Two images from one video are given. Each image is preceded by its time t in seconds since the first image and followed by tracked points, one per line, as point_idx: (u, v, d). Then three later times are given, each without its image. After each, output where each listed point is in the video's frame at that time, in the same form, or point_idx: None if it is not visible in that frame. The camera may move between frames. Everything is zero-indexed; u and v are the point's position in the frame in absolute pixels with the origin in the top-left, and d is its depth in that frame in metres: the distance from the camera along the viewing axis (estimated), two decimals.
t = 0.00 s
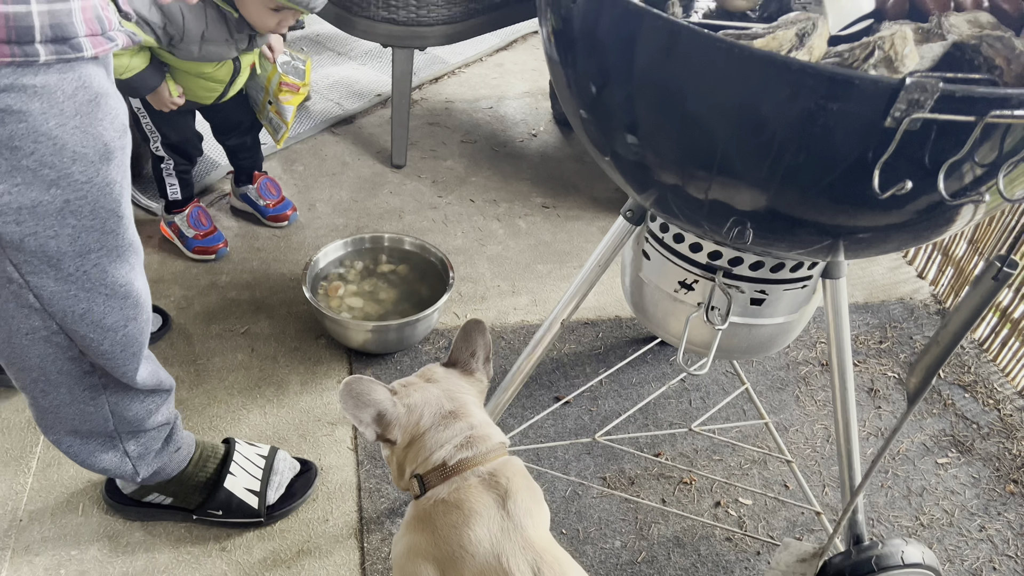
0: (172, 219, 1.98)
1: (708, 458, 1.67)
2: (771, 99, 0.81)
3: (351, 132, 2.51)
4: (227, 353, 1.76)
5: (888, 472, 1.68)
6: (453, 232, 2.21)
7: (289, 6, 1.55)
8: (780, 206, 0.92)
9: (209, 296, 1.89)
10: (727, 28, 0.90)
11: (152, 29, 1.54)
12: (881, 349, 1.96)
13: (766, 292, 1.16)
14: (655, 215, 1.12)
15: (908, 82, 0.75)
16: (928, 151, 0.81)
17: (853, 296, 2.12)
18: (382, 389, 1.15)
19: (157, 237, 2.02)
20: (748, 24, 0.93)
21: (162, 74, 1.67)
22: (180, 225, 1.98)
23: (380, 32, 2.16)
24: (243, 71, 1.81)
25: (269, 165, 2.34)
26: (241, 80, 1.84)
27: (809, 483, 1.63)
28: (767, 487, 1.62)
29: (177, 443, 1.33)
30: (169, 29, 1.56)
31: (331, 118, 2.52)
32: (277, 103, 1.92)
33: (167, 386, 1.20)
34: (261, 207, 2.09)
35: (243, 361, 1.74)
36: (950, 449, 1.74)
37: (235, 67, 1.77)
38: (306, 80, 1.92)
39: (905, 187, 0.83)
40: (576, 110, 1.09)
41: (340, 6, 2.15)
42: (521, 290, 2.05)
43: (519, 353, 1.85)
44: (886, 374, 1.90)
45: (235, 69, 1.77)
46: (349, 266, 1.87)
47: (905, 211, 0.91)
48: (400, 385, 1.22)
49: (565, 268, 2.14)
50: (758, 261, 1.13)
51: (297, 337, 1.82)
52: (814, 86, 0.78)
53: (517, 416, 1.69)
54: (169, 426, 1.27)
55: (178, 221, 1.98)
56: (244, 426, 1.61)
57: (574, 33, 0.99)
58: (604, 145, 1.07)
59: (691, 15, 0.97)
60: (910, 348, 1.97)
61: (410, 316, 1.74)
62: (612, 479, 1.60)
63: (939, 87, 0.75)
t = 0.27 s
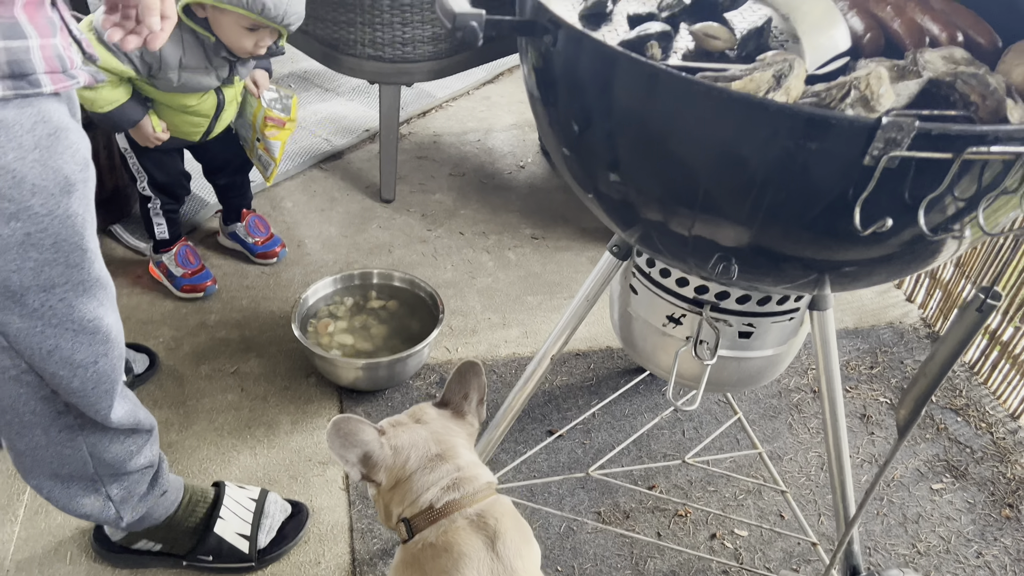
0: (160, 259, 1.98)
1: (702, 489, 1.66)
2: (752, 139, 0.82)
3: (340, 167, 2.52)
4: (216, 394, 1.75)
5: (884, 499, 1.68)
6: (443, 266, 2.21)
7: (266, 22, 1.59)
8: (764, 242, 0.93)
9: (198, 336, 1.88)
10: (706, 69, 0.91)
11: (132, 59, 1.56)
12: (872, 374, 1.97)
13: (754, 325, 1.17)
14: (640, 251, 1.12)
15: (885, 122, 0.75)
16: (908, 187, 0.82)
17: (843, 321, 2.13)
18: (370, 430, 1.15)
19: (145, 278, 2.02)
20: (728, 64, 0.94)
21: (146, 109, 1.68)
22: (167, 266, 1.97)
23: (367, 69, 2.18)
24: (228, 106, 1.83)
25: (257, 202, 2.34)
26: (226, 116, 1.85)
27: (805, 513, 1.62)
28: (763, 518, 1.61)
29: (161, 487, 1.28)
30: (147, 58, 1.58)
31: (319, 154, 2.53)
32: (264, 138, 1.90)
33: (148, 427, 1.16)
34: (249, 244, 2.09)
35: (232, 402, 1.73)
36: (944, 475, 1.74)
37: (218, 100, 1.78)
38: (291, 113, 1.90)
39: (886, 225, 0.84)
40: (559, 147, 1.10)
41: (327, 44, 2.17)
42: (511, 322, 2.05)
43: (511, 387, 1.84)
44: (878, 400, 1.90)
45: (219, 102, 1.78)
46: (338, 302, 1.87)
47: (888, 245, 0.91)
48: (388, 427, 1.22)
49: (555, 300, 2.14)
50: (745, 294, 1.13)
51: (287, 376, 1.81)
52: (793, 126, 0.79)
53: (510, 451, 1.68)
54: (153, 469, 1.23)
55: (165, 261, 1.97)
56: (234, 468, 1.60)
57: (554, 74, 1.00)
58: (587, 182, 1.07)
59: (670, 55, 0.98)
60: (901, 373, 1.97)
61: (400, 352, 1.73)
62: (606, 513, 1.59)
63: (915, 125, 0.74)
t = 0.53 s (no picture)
0: (137, 323, 1.96)
1: (691, 542, 1.64)
2: (719, 208, 0.83)
3: (320, 222, 2.52)
4: (195, 459, 1.72)
5: (874, 545, 1.66)
6: (424, 318, 2.20)
7: (233, 76, 1.59)
8: (738, 304, 0.93)
9: (177, 399, 1.86)
10: (672, 137, 0.92)
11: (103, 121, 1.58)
12: (856, 417, 1.96)
13: (733, 381, 1.17)
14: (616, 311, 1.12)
15: (848, 190, 0.75)
16: (876, 250, 0.83)
17: (826, 362, 2.13)
18: (350, 498, 1.13)
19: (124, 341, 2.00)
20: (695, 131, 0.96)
21: (121, 170, 1.69)
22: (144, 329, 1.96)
23: (345, 125, 2.19)
24: (205, 163, 1.83)
25: (237, 260, 2.33)
26: (204, 173, 1.86)
27: (795, 563, 1.60)
28: (752, 569, 1.59)
29: (120, 557, 1.19)
30: (118, 117, 1.59)
31: (299, 209, 2.53)
32: (243, 196, 1.88)
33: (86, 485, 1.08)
34: (229, 302, 2.08)
35: (212, 466, 1.71)
36: (933, 518, 1.73)
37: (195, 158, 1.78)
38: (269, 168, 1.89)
39: (856, 290, 0.84)
40: (530, 208, 1.10)
41: (304, 101, 2.18)
42: (494, 374, 2.03)
43: (495, 441, 1.83)
44: (864, 442, 1.90)
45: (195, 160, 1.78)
46: (319, 361, 1.85)
47: (860, 305, 0.91)
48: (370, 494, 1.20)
49: (538, 350, 2.13)
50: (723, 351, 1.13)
51: (268, 437, 1.79)
52: (759, 196, 0.80)
53: (496, 509, 1.66)
54: (103, 535, 1.14)
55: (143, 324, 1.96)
56: (214, 536, 1.57)
57: (523, 140, 1.00)
58: (559, 243, 1.08)
59: (637, 123, 0.99)
60: (885, 414, 1.97)
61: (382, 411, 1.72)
62: (595, 570, 1.57)
63: (879, 193, 0.75)
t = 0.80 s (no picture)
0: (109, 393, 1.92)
1: None
2: (687, 279, 0.83)
3: (296, 280, 2.51)
4: (171, 533, 1.67)
5: None
6: (404, 375, 2.18)
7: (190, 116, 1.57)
8: (713, 371, 0.93)
9: (152, 470, 1.82)
10: (638, 208, 0.93)
11: (65, 178, 1.54)
12: (841, 461, 1.96)
13: (713, 442, 1.16)
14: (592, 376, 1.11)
15: (815, 260, 0.76)
16: (846, 316, 0.83)
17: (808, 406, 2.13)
18: None
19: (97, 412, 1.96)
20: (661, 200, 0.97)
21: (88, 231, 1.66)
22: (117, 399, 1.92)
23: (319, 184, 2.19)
24: (177, 222, 1.82)
25: (213, 322, 2.31)
26: (177, 233, 1.85)
27: None
28: None
29: None
30: (80, 174, 1.55)
31: (275, 268, 2.52)
32: (219, 254, 1.85)
33: None
34: (203, 367, 2.05)
35: (189, 540, 1.66)
36: (922, 563, 1.71)
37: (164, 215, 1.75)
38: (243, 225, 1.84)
39: (829, 358, 0.84)
40: (500, 272, 1.10)
41: (278, 162, 2.18)
42: (476, 431, 2.01)
43: (479, 501, 1.80)
44: (849, 488, 1.89)
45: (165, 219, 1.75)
46: (296, 426, 1.83)
47: (834, 368, 0.91)
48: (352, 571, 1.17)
49: (519, 404, 2.11)
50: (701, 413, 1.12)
51: (247, 507, 1.75)
52: (726, 267, 0.80)
53: (481, 573, 1.62)
54: None
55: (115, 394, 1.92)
56: None
57: (492, 212, 1.01)
58: (529, 308, 1.07)
59: (605, 193, 0.99)
60: (869, 458, 1.97)
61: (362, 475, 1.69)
62: None
63: (845, 262, 0.75)
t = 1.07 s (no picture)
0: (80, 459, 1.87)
1: None
2: (662, 353, 0.82)
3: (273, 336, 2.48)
4: None
5: None
6: (383, 433, 2.14)
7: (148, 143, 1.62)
8: (692, 442, 0.91)
9: (123, 540, 1.77)
10: (611, 280, 0.92)
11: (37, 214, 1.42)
12: (827, 512, 1.93)
13: (697, 506, 1.14)
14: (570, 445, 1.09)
15: (789, 333, 0.75)
16: (824, 386, 0.82)
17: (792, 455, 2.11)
18: None
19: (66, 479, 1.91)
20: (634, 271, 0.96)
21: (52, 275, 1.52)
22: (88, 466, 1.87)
23: (295, 241, 2.18)
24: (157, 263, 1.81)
25: (188, 382, 2.27)
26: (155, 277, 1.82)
27: None
28: None
29: None
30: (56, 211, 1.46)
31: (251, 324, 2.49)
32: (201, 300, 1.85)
33: None
34: (178, 431, 2.00)
35: None
36: None
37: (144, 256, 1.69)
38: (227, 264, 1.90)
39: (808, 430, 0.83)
40: (472, 338, 1.09)
41: (254, 219, 2.18)
42: (457, 490, 1.97)
43: (461, 564, 1.76)
44: (837, 539, 1.86)
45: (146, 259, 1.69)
46: (272, 490, 1.78)
47: (813, 437, 0.90)
48: None
49: (501, 460, 2.08)
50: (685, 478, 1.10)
51: None
52: (700, 340, 0.79)
53: None
54: None
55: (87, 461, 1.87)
56: None
57: (465, 283, 1.00)
58: (504, 377, 1.06)
59: (577, 262, 0.99)
60: (856, 508, 1.95)
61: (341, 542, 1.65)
62: None
63: (820, 334, 0.75)
